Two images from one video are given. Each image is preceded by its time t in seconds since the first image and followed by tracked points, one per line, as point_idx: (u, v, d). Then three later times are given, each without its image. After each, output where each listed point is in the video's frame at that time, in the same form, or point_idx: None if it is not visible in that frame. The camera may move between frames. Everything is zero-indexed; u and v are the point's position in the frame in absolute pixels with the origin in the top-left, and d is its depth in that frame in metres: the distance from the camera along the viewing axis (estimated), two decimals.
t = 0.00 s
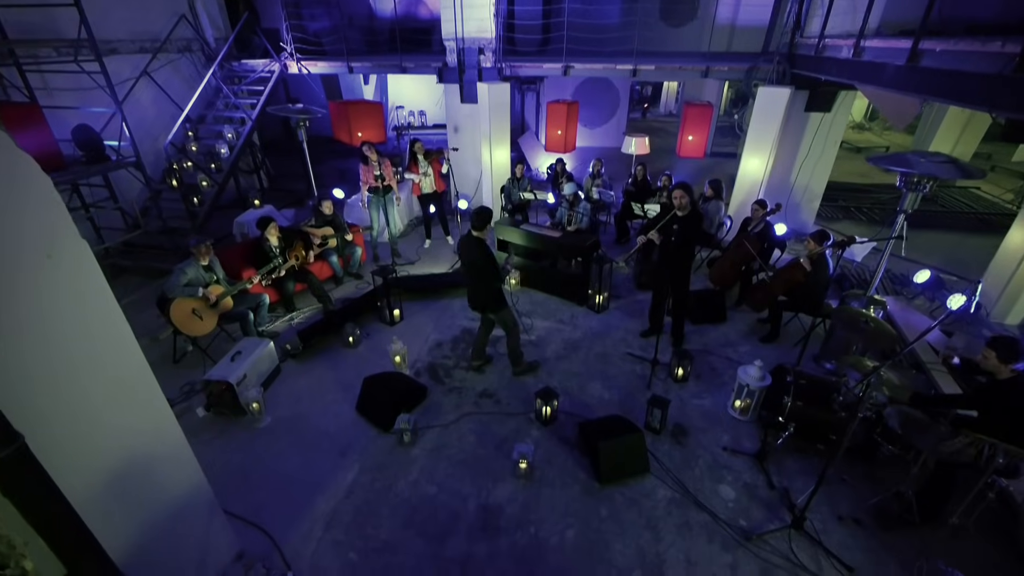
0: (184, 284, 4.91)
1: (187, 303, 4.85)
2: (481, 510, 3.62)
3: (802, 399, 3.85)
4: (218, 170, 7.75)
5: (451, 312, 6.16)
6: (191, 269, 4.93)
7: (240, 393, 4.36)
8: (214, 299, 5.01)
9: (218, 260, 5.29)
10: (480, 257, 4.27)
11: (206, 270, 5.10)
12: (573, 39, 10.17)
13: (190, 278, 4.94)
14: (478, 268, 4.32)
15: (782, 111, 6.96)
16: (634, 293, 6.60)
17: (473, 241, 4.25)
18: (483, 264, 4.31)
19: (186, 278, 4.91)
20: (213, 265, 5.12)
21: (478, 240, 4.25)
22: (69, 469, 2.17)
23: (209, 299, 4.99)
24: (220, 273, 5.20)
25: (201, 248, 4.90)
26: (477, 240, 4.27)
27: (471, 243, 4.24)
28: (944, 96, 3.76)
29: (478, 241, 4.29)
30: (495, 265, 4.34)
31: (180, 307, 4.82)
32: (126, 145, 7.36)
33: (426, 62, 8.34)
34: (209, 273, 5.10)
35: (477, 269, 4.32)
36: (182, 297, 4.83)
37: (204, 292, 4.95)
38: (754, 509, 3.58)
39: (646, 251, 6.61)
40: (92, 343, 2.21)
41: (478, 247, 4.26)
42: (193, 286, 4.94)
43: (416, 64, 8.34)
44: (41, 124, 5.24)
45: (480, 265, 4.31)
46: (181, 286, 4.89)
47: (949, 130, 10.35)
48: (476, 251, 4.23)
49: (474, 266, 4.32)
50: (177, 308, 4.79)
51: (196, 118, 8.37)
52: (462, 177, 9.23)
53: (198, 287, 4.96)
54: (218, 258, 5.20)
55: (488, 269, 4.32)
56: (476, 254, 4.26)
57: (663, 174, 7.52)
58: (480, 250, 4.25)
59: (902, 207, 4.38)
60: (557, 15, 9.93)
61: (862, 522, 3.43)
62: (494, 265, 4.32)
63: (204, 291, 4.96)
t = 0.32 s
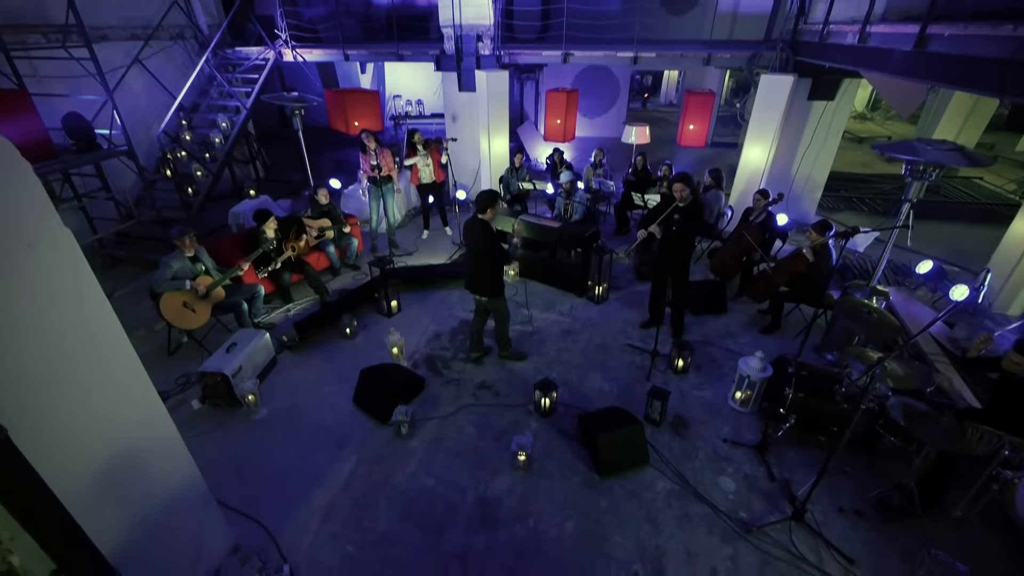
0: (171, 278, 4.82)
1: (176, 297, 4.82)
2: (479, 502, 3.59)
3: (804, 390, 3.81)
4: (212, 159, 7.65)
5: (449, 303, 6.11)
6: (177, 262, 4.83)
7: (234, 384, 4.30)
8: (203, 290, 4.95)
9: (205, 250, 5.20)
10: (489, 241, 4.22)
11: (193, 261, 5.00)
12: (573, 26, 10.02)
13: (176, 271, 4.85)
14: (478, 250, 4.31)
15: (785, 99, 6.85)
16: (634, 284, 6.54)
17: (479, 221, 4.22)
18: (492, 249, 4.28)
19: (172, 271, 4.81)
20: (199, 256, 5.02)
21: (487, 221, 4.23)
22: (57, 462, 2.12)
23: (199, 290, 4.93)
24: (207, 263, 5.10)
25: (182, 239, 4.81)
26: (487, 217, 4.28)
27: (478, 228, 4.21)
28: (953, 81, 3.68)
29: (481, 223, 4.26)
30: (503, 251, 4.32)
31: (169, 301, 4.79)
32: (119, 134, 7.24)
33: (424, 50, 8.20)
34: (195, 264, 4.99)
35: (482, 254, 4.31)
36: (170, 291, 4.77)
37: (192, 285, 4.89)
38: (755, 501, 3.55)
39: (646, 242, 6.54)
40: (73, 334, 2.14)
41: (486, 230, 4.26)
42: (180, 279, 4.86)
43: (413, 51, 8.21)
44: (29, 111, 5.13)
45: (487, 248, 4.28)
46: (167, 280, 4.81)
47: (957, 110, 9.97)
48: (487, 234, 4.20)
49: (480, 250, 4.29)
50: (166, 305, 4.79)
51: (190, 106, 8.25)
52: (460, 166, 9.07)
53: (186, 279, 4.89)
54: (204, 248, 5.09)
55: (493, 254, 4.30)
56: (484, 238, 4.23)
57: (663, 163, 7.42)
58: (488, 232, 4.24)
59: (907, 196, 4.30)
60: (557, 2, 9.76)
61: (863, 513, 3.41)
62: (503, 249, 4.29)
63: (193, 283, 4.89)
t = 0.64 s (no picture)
0: (161, 272, 4.77)
1: (169, 292, 4.77)
2: (479, 495, 3.55)
3: (808, 381, 3.78)
4: (207, 151, 7.56)
5: (448, 295, 6.04)
6: (166, 256, 4.77)
7: (232, 377, 4.24)
8: (196, 283, 4.90)
9: (196, 243, 5.12)
10: (499, 238, 4.19)
11: (183, 254, 4.93)
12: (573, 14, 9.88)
13: (166, 265, 4.79)
14: (488, 245, 4.26)
15: (789, 87, 6.74)
16: (635, 275, 6.47)
17: (495, 216, 4.21)
18: (502, 246, 4.25)
19: (162, 265, 4.76)
20: (189, 248, 4.94)
21: (503, 217, 4.20)
22: (44, 457, 2.07)
23: (191, 284, 4.88)
24: (199, 256, 5.04)
25: (170, 233, 4.73)
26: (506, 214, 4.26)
27: (490, 222, 4.20)
28: (961, 65, 3.61)
29: (497, 218, 4.24)
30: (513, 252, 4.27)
31: (162, 296, 4.74)
32: (112, 125, 7.13)
33: (421, 38, 8.06)
34: (185, 257, 4.92)
35: (492, 249, 4.28)
36: (163, 286, 4.73)
37: (184, 279, 4.83)
38: (758, 493, 3.51)
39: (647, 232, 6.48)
40: (61, 326, 2.08)
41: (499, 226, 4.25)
42: (171, 273, 4.81)
43: (410, 40, 8.09)
44: (19, 100, 5.03)
45: (496, 244, 4.26)
46: (157, 274, 4.75)
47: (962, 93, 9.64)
48: (499, 231, 4.17)
49: (489, 246, 4.26)
50: (159, 299, 4.73)
51: (185, 97, 8.15)
52: (459, 158, 9.11)
53: (177, 273, 4.83)
54: (194, 241, 5.01)
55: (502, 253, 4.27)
56: (495, 234, 4.20)
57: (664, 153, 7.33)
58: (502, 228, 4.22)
59: (914, 182, 4.22)
60: None
61: (868, 504, 3.37)
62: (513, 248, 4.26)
63: (185, 277, 4.84)
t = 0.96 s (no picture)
0: (157, 263, 4.70)
1: (165, 283, 4.71)
2: (480, 487, 3.51)
3: (813, 369, 3.72)
4: (203, 141, 7.46)
5: (447, 286, 5.98)
6: (161, 247, 4.68)
7: (229, 369, 4.18)
8: (192, 274, 4.81)
9: (192, 234, 5.04)
10: (506, 235, 4.25)
11: (179, 245, 4.83)
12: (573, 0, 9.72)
13: (162, 256, 4.71)
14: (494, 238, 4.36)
15: (793, 72, 6.62)
16: (636, 265, 6.40)
17: (507, 211, 4.27)
18: (509, 242, 4.30)
19: (158, 256, 4.68)
20: (185, 239, 4.85)
21: (513, 214, 4.24)
22: (34, 450, 2.02)
23: (188, 275, 4.79)
24: (195, 247, 4.95)
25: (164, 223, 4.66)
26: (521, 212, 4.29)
27: (501, 218, 4.27)
28: (971, 45, 3.51)
29: (508, 216, 4.28)
30: (518, 250, 4.31)
31: (159, 287, 4.69)
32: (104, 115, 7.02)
33: (418, 25, 7.91)
34: (182, 248, 4.83)
35: (495, 242, 4.35)
36: (159, 277, 4.67)
37: (181, 270, 4.75)
38: (762, 483, 3.47)
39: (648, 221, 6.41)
40: (45, 315, 2.01)
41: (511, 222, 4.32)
42: (167, 264, 4.73)
43: (407, 27, 7.95)
44: (8, 88, 4.93)
45: (504, 239, 4.32)
46: (154, 265, 4.69)
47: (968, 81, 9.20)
48: (506, 227, 4.22)
49: (497, 241, 4.34)
50: (156, 290, 4.66)
51: (179, 87, 8.03)
52: (459, 149, 9.00)
53: (173, 264, 4.75)
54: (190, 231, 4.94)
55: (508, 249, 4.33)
56: (502, 230, 4.26)
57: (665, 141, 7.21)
58: (512, 225, 4.27)
59: (921, 168, 4.14)
60: None
61: (873, 494, 3.33)
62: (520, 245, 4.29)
63: (181, 268, 4.77)
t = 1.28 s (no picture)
0: (155, 257, 4.58)
1: (162, 276, 4.60)
2: (479, 484, 3.45)
3: (818, 364, 3.66)
4: (198, 135, 7.38)
5: (446, 281, 5.90)
6: (160, 241, 4.58)
7: (225, 365, 4.12)
8: (190, 269, 4.73)
9: (191, 229, 4.97)
10: (503, 227, 4.22)
11: (178, 239, 4.76)
12: None
13: (160, 250, 4.61)
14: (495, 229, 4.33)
15: (797, 62, 6.52)
16: (637, 259, 6.31)
17: (507, 202, 4.23)
18: (505, 234, 4.27)
19: (156, 250, 4.57)
20: (184, 233, 4.78)
21: (510, 206, 4.17)
22: (21, 447, 1.97)
23: (186, 269, 4.71)
24: (194, 241, 4.88)
25: (164, 217, 4.57)
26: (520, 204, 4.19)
27: (499, 209, 4.26)
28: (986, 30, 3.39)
29: (507, 210, 4.24)
30: (514, 244, 4.25)
31: (155, 280, 4.57)
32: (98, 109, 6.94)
33: (416, 16, 7.79)
34: (180, 242, 4.76)
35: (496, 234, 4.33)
36: (156, 271, 4.54)
37: (179, 264, 4.66)
38: (766, 479, 3.41)
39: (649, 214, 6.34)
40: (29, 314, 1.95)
41: (511, 214, 4.26)
42: (165, 258, 4.61)
43: (405, 18, 7.82)
44: None
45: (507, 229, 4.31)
46: (152, 259, 4.56)
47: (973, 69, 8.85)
48: (503, 219, 4.20)
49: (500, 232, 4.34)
50: (152, 283, 4.54)
51: (174, 80, 7.96)
52: (458, 143, 8.92)
53: (171, 257, 4.65)
54: (188, 225, 4.85)
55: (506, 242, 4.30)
56: (499, 221, 4.25)
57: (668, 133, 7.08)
58: (510, 217, 4.21)
59: (931, 157, 4.05)
60: None
61: (879, 490, 3.26)
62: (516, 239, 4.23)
63: (179, 262, 4.66)
